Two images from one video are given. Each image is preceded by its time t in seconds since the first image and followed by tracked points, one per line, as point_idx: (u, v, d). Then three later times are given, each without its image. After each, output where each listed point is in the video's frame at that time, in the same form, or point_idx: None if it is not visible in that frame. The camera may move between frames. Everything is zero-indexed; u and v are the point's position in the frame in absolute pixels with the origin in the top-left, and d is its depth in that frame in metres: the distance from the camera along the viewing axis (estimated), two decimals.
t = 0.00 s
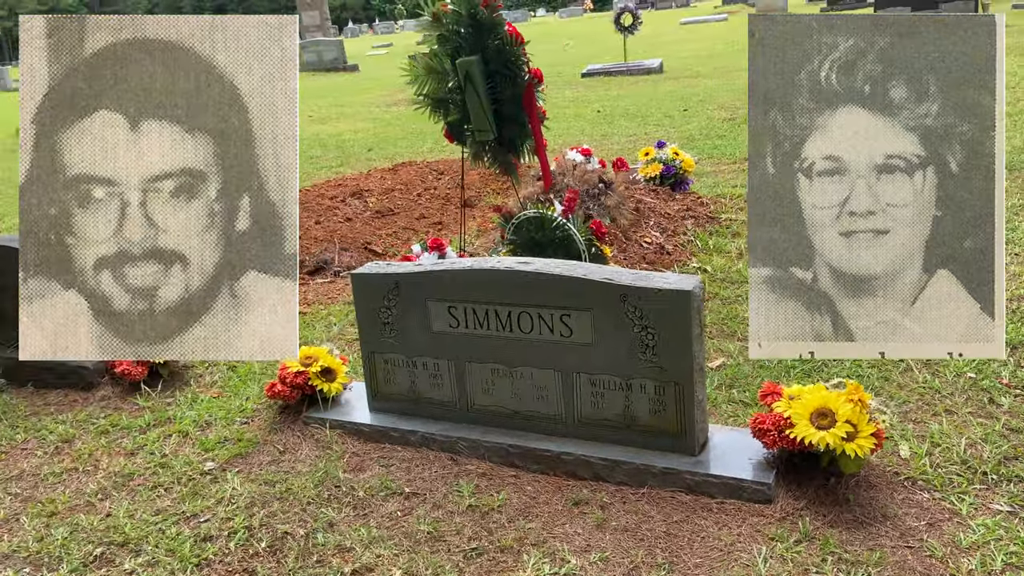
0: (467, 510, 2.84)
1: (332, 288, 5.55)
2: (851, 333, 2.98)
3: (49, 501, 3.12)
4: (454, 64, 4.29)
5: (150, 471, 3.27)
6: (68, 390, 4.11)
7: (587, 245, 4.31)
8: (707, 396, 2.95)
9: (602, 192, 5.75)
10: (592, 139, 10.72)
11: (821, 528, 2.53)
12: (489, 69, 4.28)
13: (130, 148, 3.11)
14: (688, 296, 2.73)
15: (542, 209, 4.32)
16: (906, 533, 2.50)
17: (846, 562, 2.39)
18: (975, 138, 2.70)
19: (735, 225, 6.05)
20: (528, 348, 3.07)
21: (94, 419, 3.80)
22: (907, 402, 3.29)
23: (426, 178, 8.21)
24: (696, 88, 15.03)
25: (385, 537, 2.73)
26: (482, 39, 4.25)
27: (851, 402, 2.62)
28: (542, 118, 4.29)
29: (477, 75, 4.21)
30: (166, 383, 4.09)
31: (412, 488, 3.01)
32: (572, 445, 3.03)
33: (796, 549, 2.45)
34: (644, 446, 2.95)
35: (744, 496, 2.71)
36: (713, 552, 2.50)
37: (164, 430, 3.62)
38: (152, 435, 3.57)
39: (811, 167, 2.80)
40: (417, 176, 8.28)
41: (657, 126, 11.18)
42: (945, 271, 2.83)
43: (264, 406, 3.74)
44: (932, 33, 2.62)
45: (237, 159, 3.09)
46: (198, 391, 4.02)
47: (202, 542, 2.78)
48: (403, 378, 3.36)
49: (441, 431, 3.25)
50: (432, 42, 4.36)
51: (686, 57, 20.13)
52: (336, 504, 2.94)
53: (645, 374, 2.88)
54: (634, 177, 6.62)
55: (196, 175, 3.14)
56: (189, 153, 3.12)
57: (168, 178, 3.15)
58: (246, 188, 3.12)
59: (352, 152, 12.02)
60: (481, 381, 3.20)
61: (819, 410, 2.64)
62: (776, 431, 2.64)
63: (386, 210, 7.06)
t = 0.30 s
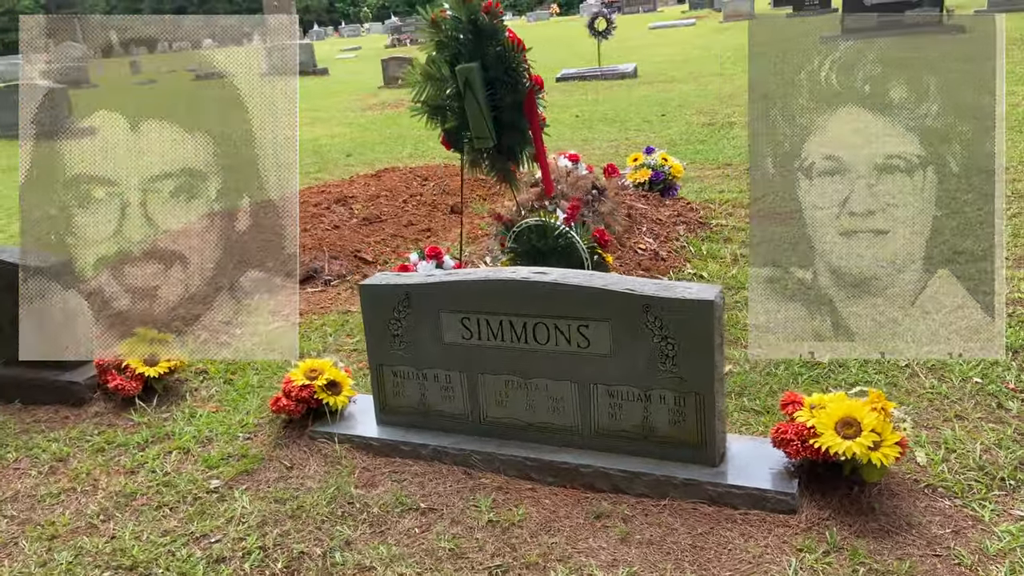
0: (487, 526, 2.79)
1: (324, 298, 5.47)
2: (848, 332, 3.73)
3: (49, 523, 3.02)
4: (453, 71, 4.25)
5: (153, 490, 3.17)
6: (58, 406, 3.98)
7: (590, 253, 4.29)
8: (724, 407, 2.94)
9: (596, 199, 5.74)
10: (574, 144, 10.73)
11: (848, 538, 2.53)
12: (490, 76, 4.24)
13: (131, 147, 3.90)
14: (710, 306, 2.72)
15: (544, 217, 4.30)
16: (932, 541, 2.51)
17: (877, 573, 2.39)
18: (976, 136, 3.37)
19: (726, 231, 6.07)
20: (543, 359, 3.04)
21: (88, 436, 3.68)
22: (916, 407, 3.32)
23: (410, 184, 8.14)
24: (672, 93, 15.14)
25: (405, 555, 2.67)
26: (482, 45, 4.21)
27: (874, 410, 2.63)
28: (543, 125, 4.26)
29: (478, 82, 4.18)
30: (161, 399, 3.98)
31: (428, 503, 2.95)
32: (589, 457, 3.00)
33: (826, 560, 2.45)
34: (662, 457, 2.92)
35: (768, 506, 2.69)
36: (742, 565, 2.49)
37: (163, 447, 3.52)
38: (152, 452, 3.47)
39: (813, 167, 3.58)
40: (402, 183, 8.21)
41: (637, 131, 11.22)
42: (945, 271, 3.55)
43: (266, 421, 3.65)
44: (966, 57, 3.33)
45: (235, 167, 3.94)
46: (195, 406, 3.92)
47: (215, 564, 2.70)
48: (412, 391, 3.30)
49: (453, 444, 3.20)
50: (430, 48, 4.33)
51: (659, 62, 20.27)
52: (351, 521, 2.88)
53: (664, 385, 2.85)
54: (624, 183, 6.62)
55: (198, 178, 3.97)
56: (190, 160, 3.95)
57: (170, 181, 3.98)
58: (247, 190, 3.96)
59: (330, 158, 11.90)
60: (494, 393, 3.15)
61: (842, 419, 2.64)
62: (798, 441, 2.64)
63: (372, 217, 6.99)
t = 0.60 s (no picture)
0: (508, 533, 2.72)
1: (314, 302, 5.36)
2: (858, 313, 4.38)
3: (46, 539, 2.89)
4: (452, 69, 4.17)
5: (154, 503, 3.06)
6: (45, 417, 3.83)
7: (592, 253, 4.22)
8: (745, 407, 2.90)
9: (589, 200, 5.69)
10: (554, 146, 10.71)
11: (879, 539, 2.50)
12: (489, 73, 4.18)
13: (129, 144, 4.37)
14: (733, 304, 2.67)
15: (544, 217, 4.22)
16: (962, 540, 2.49)
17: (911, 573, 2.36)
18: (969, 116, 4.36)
19: (717, 231, 6.07)
20: (559, 361, 2.97)
21: (80, 448, 3.54)
22: (928, 404, 3.32)
23: (393, 186, 8.02)
24: (647, 95, 15.22)
25: (426, 565, 2.60)
26: (482, 42, 4.14)
27: (901, 408, 2.61)
28: (543, 123, 4.19)
29: (478, 80, 4.10)
30: (154, 408, 3.85)
31: (444, 510, 2.87)
32: (607, 460, 2.94)
33: (859, 562, 2.42)
34: (684, 460, 2.87)
35: (795, 507, 2.66)
36: (774, 568, 2.45)
37: (161, 457, 3.40)
38: (149, 463, 3.35)
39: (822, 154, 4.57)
40: (385, 184, 8.11)
41: (616, 132, 11.25)
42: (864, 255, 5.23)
43: (267, 429, 3.55)
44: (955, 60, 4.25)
45: (252, 172, 5.16)
46: (190, 414, 3.79)
47: None
48: (422, 395, 3.22)
49: (465, 449, 3.12)
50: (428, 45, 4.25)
51: (632, 64, 20.38)
52: (366, 531, 2.79)
53: (685, 386, 2.80)
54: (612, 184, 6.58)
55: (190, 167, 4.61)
56: (186, 152, 4.53)
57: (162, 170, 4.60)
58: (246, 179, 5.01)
59: (307, 160, 11.74)
60: (508, 396, 3.08)
61: (870, 417, 2.62)
62: (825, 440, 2.62)
63: (358, 219, 6.89)
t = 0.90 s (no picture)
0: (535, 541, 2.62)
1: (306, 304, 5.20)
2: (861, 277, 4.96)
3: (43, 557, 2.73)
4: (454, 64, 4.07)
5: (156, 516, 2.91)
6: (31, 428, 3.65)
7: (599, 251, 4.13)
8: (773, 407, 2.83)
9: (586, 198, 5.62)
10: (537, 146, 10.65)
11: (918, 541, 2.44)
12: (492, 69, 4.09)
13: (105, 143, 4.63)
14: (764, 301, 2.60)
15: (549, 215, 4.13)
16: (1002, 540, 2.44)
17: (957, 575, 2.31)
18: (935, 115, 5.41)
19: (712, 230, 6.03)
20: (581, 361, 2.88)
21: (71, 458, 3.37)
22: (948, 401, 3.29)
23: (379, 187, 7.87)
24: (625, 96, 15.24)
25: None
26: (485, 37, 4.04)
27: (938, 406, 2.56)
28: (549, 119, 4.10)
29: (481, 76, 4.00)
30: (148, 416, 3.69)
31: (466, 519, 2.76)
32: (632, 464, 2.85)
33: (902, 565, 2.36)
34: (711, 462, 2.80)
35: (829, 509, 2.60)
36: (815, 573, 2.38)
37: (159, 468, 3.24)
38: (147, 474, 3.20)
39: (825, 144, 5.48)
40: (370, 185, 7.97)
41: (599, 132, 11.22)
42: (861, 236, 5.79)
43: (270, 437, 3.41)
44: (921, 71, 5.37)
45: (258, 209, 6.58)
46: (187, 422, 3.64)
47: None
48: (436, 399, 3.11)
49: (483, 454, 3.01)
50: (428, 41, 4.14)
51: (607, 66, 20.43)
52: (385, 541, 2.67)
53: (713, 386, 2.73)
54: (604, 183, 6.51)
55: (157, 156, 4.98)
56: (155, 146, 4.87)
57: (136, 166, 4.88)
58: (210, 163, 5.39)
59: (285, 161, 11.55)
60: (527, 399, 2.98)
61: (906, 416, 2.56)
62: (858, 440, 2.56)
63: (346, 220, 6.74)
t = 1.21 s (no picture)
0: (554, 554, 2.56)
1: (293, 311, 5.07)
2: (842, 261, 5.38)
3: None
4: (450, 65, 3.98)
5: (155, 536, 2.79)
6: (14, 444, 3.49)
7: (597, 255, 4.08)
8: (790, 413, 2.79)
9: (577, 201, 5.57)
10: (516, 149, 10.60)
11: (944, 547, 2.42)
12: (489, 70, 4.00)
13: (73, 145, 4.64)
14: (784, 306, 2.56)
15: (548, 220, 4.08)
16: None
17: None
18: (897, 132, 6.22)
19: (701, 232, 6.02)
20: (595, 369, 2.81)
21: (58, 476, 3.22)
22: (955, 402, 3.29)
23: (360, 191, 7.75)
24: (600, 98, 15.28)
25: None
26: (481, 38, 3.94)
27: (960, 411, 2.54)
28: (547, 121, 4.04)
29: (478, 77, 3.91)
30: (138, 430, 3.55)
31: (481, 533, 2.69)
32: (648, 473, 2.80)
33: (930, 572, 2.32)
34: (729, 470, 2.75)
35: (852, 517, 2.56)
36: None
37: (154, 485, 3.11)
38: (142, 491, 3.07)
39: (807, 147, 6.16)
40: (350, 189, 7.84)
41: (577, 135, 11.21)
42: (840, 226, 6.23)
43: (269, 450, 3.29)
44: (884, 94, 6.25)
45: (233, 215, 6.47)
46: (179, 436, 3.50)
47: None
48: (443, 410, 3.02)
49: (493, 466, 2.94)
50: (423, 41, 4.05)
51: (579, 69, 20.48)
52: (399, 558, 2.58)
53: (732, 393, 2.68)
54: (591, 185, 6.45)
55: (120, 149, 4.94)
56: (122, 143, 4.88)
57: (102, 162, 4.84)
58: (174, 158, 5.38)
59: (259, 164, 11.35)
60: (538, 408, 2.91)
61: (929, 420, 2.53)
62: (881, 445, 2.53)
63: (329, 224, 6.61)
